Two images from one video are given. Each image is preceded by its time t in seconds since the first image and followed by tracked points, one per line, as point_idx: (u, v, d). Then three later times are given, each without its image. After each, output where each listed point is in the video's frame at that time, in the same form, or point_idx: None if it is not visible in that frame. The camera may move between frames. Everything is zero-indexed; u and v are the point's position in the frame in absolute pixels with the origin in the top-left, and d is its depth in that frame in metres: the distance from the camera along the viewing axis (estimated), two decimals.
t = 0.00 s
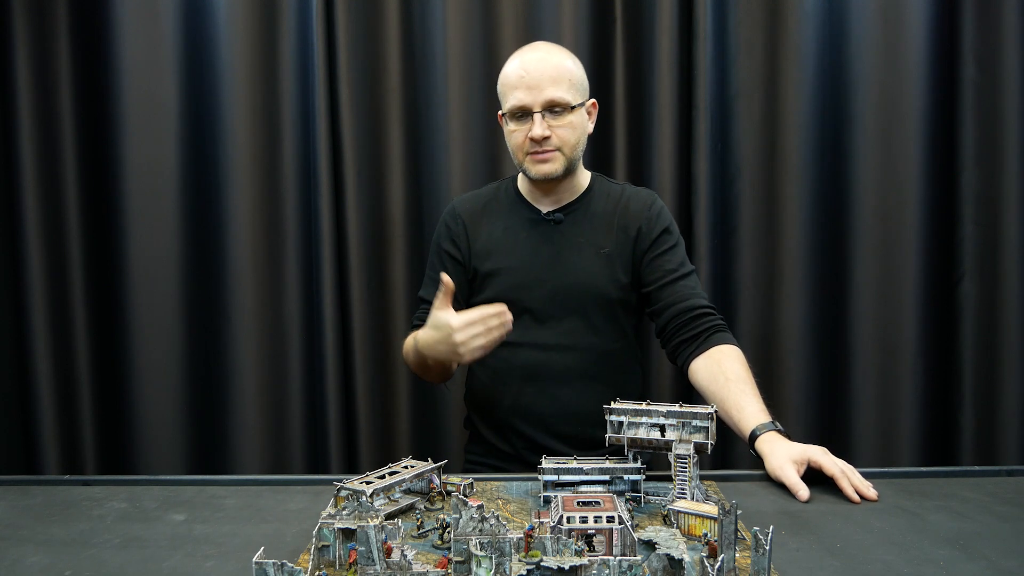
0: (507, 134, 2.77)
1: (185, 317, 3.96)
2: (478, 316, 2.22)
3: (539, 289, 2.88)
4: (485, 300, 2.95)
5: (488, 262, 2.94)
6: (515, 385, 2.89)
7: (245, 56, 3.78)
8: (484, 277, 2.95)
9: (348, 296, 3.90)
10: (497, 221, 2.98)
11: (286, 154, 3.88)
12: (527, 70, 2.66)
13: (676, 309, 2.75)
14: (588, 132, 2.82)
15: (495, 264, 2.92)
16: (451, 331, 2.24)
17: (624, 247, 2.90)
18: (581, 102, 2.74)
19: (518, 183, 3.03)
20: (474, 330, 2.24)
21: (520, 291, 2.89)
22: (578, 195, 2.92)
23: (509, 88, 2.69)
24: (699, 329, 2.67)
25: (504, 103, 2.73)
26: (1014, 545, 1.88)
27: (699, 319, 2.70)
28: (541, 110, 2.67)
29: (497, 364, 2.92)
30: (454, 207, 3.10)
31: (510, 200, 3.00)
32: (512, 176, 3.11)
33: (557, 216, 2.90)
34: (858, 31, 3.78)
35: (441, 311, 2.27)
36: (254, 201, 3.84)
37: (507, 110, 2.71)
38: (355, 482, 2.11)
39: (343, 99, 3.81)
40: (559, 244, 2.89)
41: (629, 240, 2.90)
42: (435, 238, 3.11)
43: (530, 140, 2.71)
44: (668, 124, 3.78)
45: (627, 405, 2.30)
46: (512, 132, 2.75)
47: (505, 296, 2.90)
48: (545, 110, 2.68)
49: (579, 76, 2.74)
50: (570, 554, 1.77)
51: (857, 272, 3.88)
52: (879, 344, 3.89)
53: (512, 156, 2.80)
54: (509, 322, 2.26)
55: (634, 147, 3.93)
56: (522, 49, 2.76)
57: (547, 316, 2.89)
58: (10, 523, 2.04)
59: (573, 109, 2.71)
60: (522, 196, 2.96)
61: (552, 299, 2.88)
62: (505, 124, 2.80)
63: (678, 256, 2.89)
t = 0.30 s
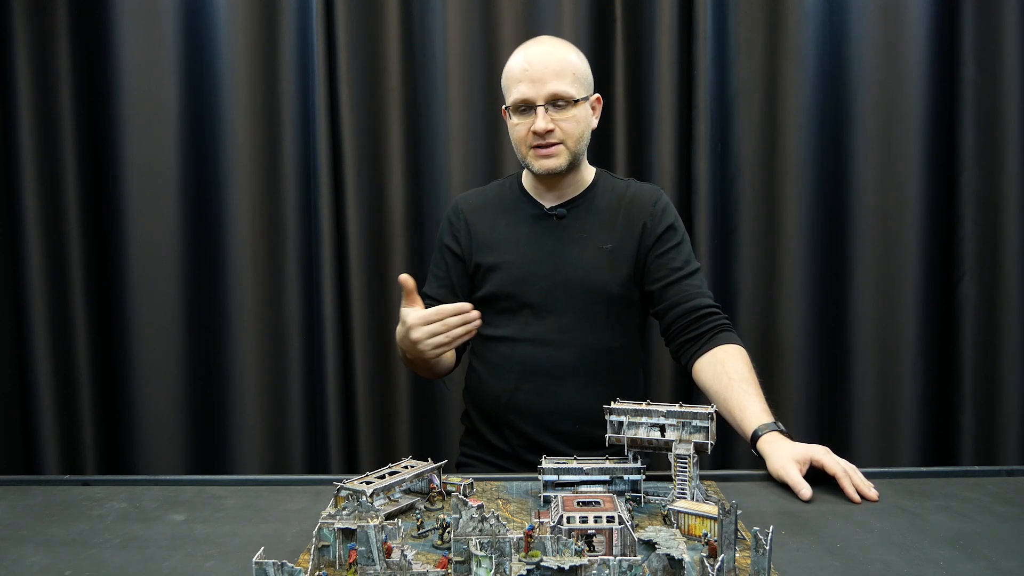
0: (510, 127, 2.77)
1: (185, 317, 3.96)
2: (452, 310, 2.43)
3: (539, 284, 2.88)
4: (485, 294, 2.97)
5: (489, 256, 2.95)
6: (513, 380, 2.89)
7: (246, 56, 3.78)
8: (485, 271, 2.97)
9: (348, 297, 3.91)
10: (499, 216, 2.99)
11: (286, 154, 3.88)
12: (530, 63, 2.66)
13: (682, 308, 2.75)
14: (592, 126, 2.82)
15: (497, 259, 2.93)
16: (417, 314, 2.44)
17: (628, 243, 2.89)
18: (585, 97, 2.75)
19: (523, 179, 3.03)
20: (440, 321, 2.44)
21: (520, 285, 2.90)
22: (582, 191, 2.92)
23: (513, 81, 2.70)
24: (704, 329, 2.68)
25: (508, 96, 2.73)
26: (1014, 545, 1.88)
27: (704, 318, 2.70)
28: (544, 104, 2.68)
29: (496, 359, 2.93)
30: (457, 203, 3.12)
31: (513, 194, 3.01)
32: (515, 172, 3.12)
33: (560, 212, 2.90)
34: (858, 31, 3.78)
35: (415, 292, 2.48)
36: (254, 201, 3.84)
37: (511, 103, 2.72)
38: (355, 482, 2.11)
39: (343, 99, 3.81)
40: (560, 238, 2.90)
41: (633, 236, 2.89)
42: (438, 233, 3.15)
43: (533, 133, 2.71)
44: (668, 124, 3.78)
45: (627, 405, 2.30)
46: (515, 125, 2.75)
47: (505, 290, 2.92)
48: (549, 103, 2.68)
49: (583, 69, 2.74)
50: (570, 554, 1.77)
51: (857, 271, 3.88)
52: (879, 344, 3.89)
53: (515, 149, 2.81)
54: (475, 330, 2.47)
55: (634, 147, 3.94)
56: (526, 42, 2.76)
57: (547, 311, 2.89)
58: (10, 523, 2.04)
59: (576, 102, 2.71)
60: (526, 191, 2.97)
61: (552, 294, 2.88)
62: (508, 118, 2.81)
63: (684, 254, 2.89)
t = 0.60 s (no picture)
0: (501, 123, 2.78)
1: (186, 317, 3.96)
2: (424, 333, 2.53)
3: (534, 283, 2.88)
4: (478, 295, 2.96)
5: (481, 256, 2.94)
6: (508, 380, 2.89)
7: (245, 56, 3.78)
8: (477, 272, 2.95)
9: (348, 297, 3.91)
10: (491, 215, 2.98)
11: (286, 154, 3.88)
12: (522, 57, 2.69)
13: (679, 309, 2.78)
14: (584, 124, 2.82)
15: (489, 259, 2.92)
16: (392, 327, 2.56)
17: (624, 242, 2.89)
18: (576, 92, 2.75)
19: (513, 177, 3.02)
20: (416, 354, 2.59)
21: (514, 285, 2.89)
22: (574, 189, 2.92)
23: (504, 75, 2.72)
24: (702, 330, 2.71)
25: (498, 91, 2.76)
26: (1014, 545, 1.88)
27: (701, 320, 2.73)
28: (535, 98, 2.69)
29: (490, 359, 2.93)
30: (447, 202, 3.10)
31: (505, 193, 2.99)
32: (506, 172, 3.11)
33: (553, 209, 2.89)
34: (858, 31, 3.78)
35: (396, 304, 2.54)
36: (254, 201, 3.84)
37: (502, 98, 2.73)
38: (355, 482, 2.11)
39: (343, 98, 3.81)
40: (554, 237, 2.89)
41: (629, 235, 2.89)
42: (428, 233, 3.12)
43: (523, 128, 2.71)
44: (668, 124, 3.78)
45: (627, 405, 2.30)
46: (507, 121, 2.76)
47: (499, 291, 2.91)
48: (540, 98, 2.69)
49: (575, 65, 2.76)
50: (570, 554, 1.77)
51: (857, 271, 3.87)
52: (879, 344, 3.89)
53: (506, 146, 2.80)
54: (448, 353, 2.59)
55: (634, 147, 3.94)
56: (519, 38, 2.80)
57: (542, 311, 2.88)
58: (10, 523, 2.04)
59: (568, 97, 2.72)
60: (518, 189, 2.96)
61: (546, 293, 2.87)
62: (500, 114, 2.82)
63: (680, 256, 2.91)
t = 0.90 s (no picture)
0: (485, 119, 2.78)
1: (185, 317, 3.96)
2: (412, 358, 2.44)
3: (522, 283, 2.87)
4: (464, 295, 2.93)
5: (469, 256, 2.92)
6: (497, 382, 2.88)
7: (245, 55, 3.78)
8: (463, 272, 2.93)
9: (348, 297, 3.91)
10: (477, 215, 2.96)
11: (286, 153, 3.88)
12: (505, 51, 2.69)
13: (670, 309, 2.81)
14: (569, 118, 2.82)
15: (476, 260, 2.90)
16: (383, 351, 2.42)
17: (613, 240, 2.90)
18: (561, 87, 2.76)
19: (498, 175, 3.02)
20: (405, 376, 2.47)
21: (502, 285, 2.87)
22: (560, 186, 2.92)
23: (488, 70, 2.71)
24: (693, 330, 2.73)
25: (482, 86, 2.75)
26: (1014, 545, 1.88)
27: (693, 320, 2.76)
28: (520, 93, 2.69)
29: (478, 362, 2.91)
30: (429, 202, 3.08)
31: (489, 192, 2.98)
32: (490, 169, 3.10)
33: (541, 207, 2.88)
34: (857, 31, 3.78)
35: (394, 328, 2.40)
36: (254, 201, 3.84)
37: (486, 93, 2.73)
38: (355, 482, 2.11)
39: (343, 98, 3.81)
40: (543, 235, 2.88)
41: (618, 234, 2.91)
42: (410, 233, 3.09)
43: (509, 124, 2.71)
44: (668, 124, 3.78)
45: (627, 405, 2.30)
46: (491, 116, 2.75)
47: (487, 291, 2.89)
48: (525, 92, 2.69)
49: (558, 59, 2.76)
50: (570, 554, 1.77)
51: (857, 271, 3.87)
52: (879, 344, 3.89)
53: (491, 141, 2.80)
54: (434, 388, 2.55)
55: (633, 147, 3.94)
56: (501, 32, 2.79)
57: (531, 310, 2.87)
58: (10, 523, 2.04)
59: (553, 92, 2.73)
60: (502, 188, 2.95)
61: (536, 292, 2.87)
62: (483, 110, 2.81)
63: (668, 254, 2.95)
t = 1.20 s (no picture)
0: (483, 107, 2.76)
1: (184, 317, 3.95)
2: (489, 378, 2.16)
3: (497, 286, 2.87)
4: (441, 298, 2.92)
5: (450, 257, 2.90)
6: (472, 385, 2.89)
7: (245, 56, 3.78)
8: (440, 274, 2.92)
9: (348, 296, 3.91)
10: (453, 217, 2.96)
11: (286, 154, 3.88)
12: (514, 41, 2.70)
13: (655, 308, 2.81)
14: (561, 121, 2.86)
15: (453, 262, 2.90)
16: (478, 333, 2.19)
17: (589, 242, 2.90)
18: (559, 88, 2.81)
19: (476, 176, 3.03)
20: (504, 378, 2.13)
21: (477, 287, 2.87)
22: (536, 187, 2.93)
23: (493, 59, 2.71)
24: (680, 328, 2.74)
25: (485, 74, 2.74)
26: (1014, 545, 1.88)
27: (680, 318, 2.76)
28: (526, 85, 2.70)
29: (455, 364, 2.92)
30: (409, 201, 3.05)
31: (465, 194, 3.00)
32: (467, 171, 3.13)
33: (515, 208, 2.90)
34: (856, 31, 3.78)
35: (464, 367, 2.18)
36: (254, 201, 3.84)
37: (490, 80, 2.72)
38: (355, 482, 2.11)
39: (344, 98, 3.81)
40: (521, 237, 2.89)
41: (594, 236, 2.91)
42: (390, 231, 3.04)
43: (511, 114, 2.70)
44: (668, 125, 3.78)
45: (627, 405, 2.30)
46: (491, 106, 2.74)
47: (463, 293, 2.88)
48: (530, 86, 2.70)
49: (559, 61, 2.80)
50: (570, 554, 1.77)
51: (857, 271, 3.87)
52: (879, 344, 3.89)
53: (485, 131, 2.77)
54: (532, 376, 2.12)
55: (634, 147, 3.94)
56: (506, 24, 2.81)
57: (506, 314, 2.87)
58: (10, 523, 2.04)
59: (554, 91, 2.76)
60: (479, 188, 2.98)
61: (510, 295, 2.87)
62: (477, 100, 2.79)
63: (649, 253, 2.93)
